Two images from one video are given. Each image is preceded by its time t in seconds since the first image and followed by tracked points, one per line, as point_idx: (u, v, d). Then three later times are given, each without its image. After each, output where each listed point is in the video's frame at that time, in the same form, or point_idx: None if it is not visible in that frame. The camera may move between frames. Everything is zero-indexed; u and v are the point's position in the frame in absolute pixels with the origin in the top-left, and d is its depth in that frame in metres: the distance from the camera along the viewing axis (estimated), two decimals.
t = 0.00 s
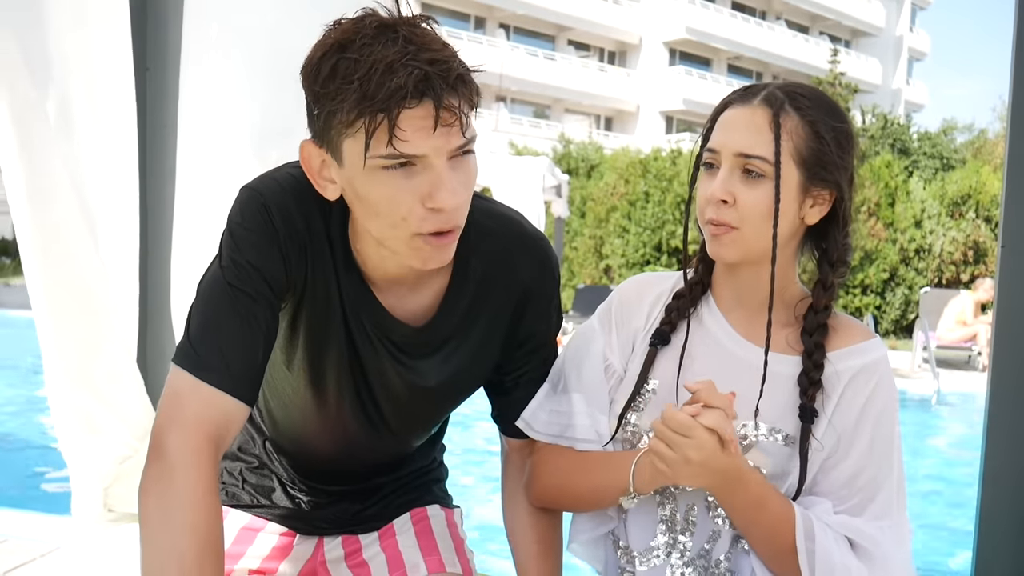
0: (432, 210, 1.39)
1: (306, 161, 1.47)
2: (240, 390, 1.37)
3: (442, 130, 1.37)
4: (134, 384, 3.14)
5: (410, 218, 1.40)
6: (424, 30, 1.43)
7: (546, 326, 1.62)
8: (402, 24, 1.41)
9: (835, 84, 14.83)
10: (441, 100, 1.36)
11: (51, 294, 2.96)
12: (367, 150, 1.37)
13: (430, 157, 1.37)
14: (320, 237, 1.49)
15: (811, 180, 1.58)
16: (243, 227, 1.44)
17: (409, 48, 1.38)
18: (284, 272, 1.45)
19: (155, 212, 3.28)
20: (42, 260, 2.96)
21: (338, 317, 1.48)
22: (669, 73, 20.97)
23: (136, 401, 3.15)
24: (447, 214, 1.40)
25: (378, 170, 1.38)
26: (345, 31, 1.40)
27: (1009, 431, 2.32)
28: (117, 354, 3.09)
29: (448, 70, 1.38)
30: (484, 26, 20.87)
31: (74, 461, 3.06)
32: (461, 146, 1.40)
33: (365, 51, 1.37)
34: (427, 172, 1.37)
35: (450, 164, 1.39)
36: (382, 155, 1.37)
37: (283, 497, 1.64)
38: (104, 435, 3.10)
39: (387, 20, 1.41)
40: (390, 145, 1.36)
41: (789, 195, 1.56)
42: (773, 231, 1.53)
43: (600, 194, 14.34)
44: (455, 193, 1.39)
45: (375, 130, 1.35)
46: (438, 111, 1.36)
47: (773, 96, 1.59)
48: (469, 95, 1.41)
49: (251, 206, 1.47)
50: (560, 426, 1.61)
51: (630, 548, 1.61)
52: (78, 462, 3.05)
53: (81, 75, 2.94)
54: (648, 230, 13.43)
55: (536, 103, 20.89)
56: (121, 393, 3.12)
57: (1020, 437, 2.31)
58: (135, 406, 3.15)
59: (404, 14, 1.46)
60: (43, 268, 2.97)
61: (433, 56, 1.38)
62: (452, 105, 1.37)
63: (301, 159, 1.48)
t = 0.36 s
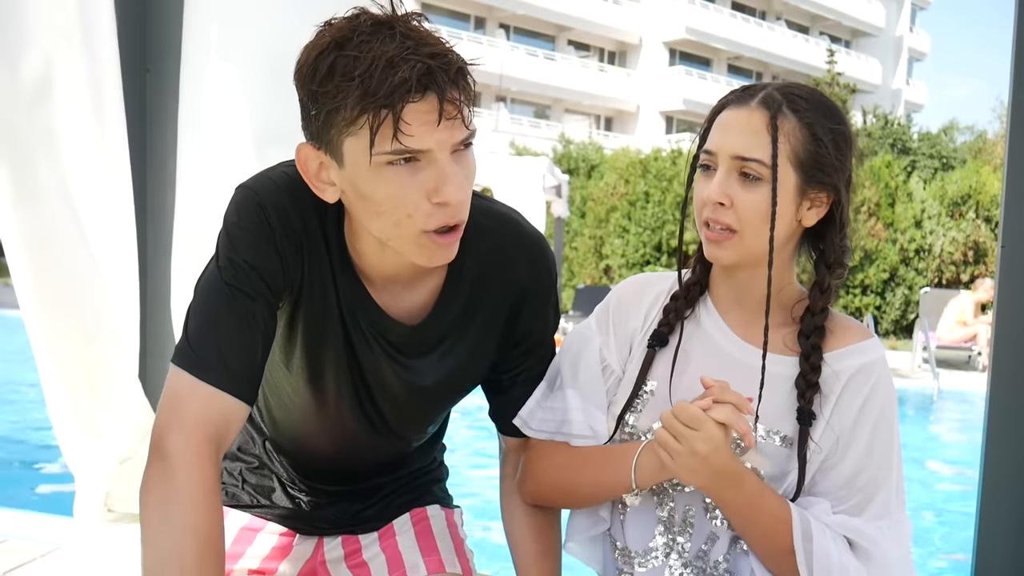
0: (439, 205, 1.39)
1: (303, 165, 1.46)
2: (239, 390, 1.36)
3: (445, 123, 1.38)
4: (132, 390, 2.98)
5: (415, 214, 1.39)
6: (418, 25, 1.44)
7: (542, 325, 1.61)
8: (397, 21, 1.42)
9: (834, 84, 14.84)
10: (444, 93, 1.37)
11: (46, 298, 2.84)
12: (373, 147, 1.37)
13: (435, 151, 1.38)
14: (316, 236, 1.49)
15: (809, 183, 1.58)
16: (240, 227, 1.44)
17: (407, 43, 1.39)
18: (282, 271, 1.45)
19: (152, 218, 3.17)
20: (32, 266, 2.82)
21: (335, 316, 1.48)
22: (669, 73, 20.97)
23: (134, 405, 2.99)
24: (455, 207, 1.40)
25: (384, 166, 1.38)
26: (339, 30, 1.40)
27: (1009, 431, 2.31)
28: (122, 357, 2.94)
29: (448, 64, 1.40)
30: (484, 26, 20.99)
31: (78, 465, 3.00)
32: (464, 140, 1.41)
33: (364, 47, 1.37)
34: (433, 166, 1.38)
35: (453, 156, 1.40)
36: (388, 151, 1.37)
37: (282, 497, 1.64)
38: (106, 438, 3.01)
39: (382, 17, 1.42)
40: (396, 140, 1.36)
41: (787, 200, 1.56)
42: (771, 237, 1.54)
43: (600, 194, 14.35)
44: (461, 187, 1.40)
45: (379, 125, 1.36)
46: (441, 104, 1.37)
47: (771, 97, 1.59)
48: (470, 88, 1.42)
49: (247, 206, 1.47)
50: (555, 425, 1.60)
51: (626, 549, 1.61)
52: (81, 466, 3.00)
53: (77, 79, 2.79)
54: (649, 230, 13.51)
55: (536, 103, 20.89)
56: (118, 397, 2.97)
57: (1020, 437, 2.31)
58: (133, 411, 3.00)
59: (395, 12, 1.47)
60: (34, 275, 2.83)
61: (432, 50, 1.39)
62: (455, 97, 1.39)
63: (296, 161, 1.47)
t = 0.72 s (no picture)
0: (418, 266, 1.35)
1: (297, 176, 1.38)
2: (239, 390, 1.36)
3: (435, 200, 1.29)
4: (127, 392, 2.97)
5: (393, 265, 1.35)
6: (431, 73, 1.31)
7: (539, 324, 1.61)
8: (407, 72, 1.28)
9: (834, 84, 14.84)
10: (440, 171, 1.27)
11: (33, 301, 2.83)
12: (357, 206, 1.29)
13: (421, 220, 1.30)
14: (313, 235, 1.48)
15: (816, 187, 1.59)
16: (236, 228, 1.44)
17: (413, 107, 1.26)
18: (279, 272, 1.44)
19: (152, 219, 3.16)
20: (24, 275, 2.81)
21: (331, 314, 1.47)
22: (669, 73, 20.97)
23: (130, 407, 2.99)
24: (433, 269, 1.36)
25: (366, 224, 1.31)
26: (345, 77, 1.27)
27: (1008, 431, 2.31)
28: (110, 360, 2.91)
29: (449, 138, 1.28)
30: (484, 25, 20.93)
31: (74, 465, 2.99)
32: (455, 206, 1.33)
33: (366, 109, 1.25)
34: (414, 232, 1.31)
35: (442, 218, 1.32)
36: (374, 216, 1.29)
37: (280, 496, 1.64)
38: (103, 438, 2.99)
39: (393, 66, 1.28)
40: (381, 209, 1.28)
41: (796, 205, 1.57)
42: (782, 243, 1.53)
43: (600, 194, 14.36)
44: (441, 252, 1.34)
45: (368, 193, 1.27)
46: (435, 183, 1.27)
47: (777, 100, 1.58)
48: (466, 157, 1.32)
49: (243, 206, 1.47)
50: (552, 423, 1.60)
51: (624, 548, 1.61)
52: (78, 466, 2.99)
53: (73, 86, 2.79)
54: (648, 230, 13.47)
55: (536, 103, 20.89)
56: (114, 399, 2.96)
57: (1019, 437, 2.31)
58: (131, 412, 2.99)
59: (412, 43, 1.33)
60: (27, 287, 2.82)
61: (437, 123, 1.27)
62: (448, 175, 1.29)
63: (291, 173, 1.39)
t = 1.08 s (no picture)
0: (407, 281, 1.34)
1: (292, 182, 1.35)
2: (241, 389, 1.36)
3: (417, 219, 1.26)
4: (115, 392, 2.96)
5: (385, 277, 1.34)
6: (416, 87, 1.27)
7: (541, 324, 1.61)
8: (390, 86, 1.25)
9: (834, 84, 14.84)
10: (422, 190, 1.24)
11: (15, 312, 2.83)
12: (342, 221, 1.27)
13: (408, 236, 1.28)
14: (315, 233, 1.47)
15: (818, 186, 1.60)
16: (240, 227, 1.44)
17: (394, 126, 1.23)
18: (281, 271, 1.44)
19: (153, 219, 3.15)
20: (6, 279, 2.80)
21: (334, 311, 1.48)
22: (669, 73, 20.97)
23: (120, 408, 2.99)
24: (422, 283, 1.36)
25: (354, 238, 1.29)
26: (329, 93, 1.24)
27: (1009, 432, 2.31)
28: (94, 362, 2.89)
29: (431, 155, 1.24)
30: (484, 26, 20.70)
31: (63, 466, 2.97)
32: (442, 220, 1.30)
33: (347, 128, 1.22)
34: (401, 247, 1.29)
35: (429, 234, 1.30)
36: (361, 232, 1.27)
37: (281, 496, 1.64)
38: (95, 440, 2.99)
39: (377, 82, 1.25)
40: (364, 226, 1.26)
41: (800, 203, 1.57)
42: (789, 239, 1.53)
43: (600, 194, 14.37)
44: (429, 265, 1.32)
45: (350, 210, 1.25)
46: (416, 203, 1.24)
47: (781, 100, 1.58)
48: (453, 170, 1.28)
49: (247, 205, 1.46)
50: (554, 427, 1.61)
51: (625, 551, 1.60)
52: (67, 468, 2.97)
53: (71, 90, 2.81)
54: (648, 230, 13.47)
55: (536, 103, 20.86)
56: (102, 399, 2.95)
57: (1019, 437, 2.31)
58: (121, 412, 2.99)
59: (398, 55, 1.29)
60: (10, 290, 2.82)
61: (419, 141, 1.23)
62: (430, 193, 1.26)
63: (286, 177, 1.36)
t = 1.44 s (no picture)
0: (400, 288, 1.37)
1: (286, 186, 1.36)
2: (236, 390, 1.36)
3: (409, 228, 1.27)
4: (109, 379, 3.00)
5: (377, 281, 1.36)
6: (409, 97, 1.27)
7: (536, 326, 1.60)
8: (383, 95, 1.24)
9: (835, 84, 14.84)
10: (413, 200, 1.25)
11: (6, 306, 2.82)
12: (333, 228, 1.28)
13: (399, 244, 1.29)
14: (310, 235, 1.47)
15: (798, 182, 1.55)
16: (235, 229, 1.43)
17: (385, 136, 1.22)
18: (276, 273, 1.45)
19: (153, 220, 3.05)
20: (7, 272, 2.86)
21: (330, 313, 1.48)
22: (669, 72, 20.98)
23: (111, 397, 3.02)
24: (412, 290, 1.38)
25: (346, 243, 1.30)
26: (321, 101, 1.24)
27: (1010, 432, 2.31)
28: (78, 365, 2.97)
29: (422, 166, 1.24)
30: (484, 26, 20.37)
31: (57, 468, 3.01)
32: (434, 226, 1.31)
33: (337, 137, 1.22)
34: (394, 253, 1.30)
35: (420, 243, 1.32)
36: (352, 238, 1.28)
37: (278, 496, 1.63)
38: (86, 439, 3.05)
39: (371, 91, 1.24)
40: (355, 234, 1.27)
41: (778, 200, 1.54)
42: (764, 235, 1.51)
43: (600, 194, 14.38)
44: (417, 275, 1.35)
45: (342, 218, 1.25)
46: (407, 213, 1.25)
47: (759, 97, 1.56)
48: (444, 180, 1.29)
49: (241, 208, 1.46)
50: (580, 422, 1.56)
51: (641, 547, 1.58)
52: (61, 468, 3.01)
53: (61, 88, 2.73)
54: (648, 229, 13.48)
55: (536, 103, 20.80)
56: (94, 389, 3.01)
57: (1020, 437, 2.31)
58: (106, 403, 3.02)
59: (393, 65, 1.28)
60: None
61: (409, 152, 1.23)
62: (421, 203, 1.27)
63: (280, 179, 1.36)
